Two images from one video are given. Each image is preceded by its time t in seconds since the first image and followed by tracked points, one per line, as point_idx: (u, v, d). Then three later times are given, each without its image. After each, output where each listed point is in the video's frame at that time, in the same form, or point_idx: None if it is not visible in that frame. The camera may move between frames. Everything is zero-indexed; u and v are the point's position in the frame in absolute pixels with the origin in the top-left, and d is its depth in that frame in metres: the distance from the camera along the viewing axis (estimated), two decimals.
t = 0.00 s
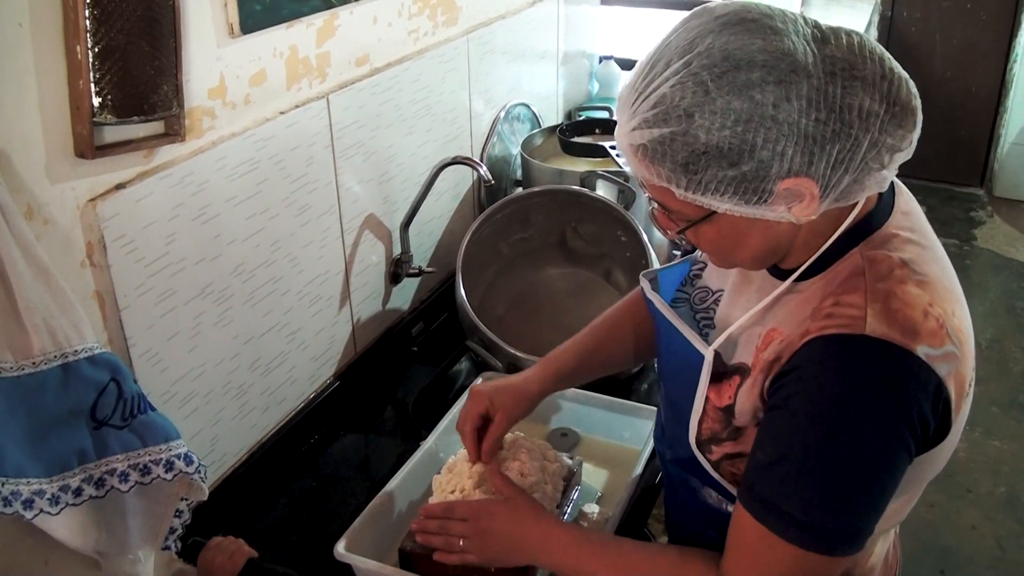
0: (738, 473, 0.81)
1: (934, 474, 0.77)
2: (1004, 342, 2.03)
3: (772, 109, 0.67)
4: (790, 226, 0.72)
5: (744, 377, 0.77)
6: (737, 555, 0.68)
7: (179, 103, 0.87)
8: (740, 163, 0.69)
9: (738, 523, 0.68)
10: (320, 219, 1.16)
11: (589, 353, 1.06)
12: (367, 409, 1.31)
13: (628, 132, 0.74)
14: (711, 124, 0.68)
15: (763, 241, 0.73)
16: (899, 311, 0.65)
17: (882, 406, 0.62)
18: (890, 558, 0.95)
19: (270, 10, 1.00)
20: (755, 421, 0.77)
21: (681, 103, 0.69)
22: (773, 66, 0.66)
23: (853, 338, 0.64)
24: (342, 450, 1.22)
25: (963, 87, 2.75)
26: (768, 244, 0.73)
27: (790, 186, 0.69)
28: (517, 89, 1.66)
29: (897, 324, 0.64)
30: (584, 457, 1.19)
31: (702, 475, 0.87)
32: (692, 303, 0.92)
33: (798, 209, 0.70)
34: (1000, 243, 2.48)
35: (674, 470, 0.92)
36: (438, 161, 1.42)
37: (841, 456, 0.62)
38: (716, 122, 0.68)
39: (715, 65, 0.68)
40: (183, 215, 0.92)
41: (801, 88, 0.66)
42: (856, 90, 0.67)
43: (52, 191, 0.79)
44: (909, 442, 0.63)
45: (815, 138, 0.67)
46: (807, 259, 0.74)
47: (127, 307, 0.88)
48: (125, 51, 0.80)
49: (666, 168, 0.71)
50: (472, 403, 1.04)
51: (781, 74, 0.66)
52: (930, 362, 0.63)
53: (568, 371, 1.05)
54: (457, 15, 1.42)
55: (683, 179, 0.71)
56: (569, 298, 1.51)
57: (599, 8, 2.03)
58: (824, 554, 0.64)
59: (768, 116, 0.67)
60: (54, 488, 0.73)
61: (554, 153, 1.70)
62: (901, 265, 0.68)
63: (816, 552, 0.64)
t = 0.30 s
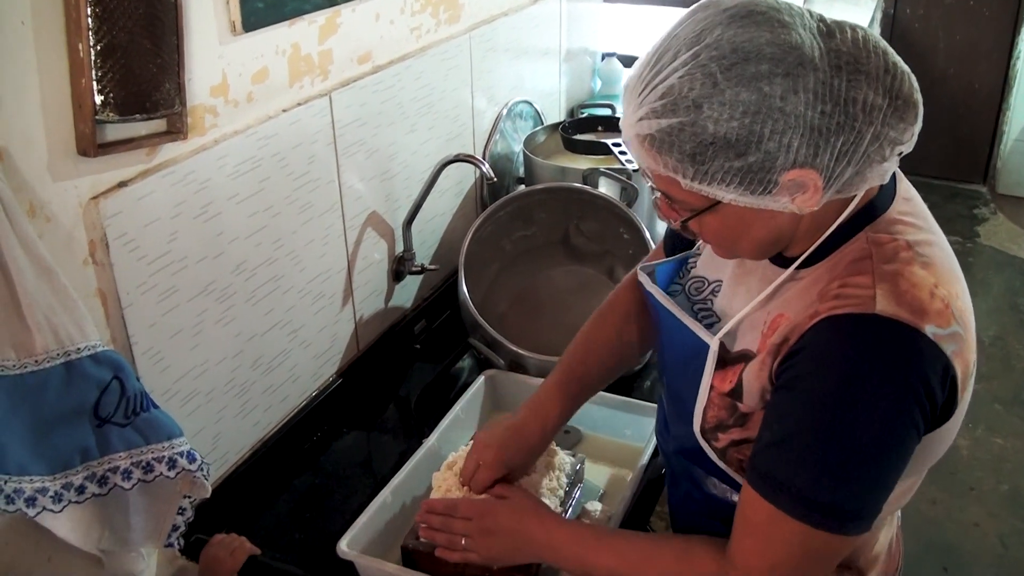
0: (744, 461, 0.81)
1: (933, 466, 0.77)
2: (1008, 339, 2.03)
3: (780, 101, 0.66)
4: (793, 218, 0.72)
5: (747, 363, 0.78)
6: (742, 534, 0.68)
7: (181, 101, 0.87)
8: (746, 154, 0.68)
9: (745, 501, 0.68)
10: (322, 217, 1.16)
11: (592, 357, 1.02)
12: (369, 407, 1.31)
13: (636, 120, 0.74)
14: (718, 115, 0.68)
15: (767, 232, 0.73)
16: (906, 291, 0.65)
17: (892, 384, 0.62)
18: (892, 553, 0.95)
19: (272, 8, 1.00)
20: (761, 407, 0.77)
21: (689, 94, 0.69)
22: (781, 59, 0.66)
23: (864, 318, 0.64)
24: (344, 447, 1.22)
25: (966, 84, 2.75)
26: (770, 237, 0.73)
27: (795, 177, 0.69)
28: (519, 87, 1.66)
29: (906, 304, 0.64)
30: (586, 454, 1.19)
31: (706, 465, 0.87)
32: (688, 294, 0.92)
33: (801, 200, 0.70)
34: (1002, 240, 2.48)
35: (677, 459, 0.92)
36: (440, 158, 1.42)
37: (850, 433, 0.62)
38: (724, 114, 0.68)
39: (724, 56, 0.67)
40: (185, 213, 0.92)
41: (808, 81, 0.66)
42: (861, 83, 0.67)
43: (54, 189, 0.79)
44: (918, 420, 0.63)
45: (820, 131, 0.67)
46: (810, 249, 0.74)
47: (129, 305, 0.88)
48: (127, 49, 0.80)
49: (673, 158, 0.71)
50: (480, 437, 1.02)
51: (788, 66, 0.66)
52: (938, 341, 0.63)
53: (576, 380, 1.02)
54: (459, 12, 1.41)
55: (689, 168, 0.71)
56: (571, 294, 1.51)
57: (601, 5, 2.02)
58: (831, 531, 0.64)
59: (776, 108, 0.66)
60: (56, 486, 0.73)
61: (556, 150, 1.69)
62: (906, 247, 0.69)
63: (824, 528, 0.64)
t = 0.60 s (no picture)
0: (751, 447, 0.82)
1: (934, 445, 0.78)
2: (1010, 335, 2.05)
3: (784, 84, 0.66)
4: (793, 201, 0.72)
5: (752, 349, 0.78)
6: (751, 519, 0.69)
7: (182, 100, 0.87)
8: (750, 137, 0.68)
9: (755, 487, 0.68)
10: (324, 215, 1.16)
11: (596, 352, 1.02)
12: (371, 404, 1.31)
13: (639, 107, 0.73)
14: (723, 99, 0.68)
15: (767, 217, 0.73)
16: (914, 271, 0.66)
17: (904, 360, 0.62)
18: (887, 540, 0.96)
19: (273, 7, 1.00)
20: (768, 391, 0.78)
21: (694, 79, 0.68)
22: (785, 42, 0.66)
23: (876, 299, 0.65)
24: (346, 445, 1.22)
25: (968, 80, 2.80)
26: (769, 223, 0.73)
27: (798, 161, 0.69)
28: (521, 84, 1.66)
29: (915, 284, 0.65)
30: (588, 452, 1.19)
31: (711, 456, 0.86)
32: (682, 286, 0.90)
33: (803, 183, 0.69)
34: (1003, 238, 2.51)
35: (676, 451, 0.91)
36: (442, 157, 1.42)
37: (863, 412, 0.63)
38: (729, 97, 0.68)
39: (727, 41, 0.67)
40: (187, 211, 0.92)
41: (811, 63, 0.66)
42: (862, 67, 0.67)
43: (55, 188, 0.79)
44: (930, 396, 0.63)
45: (823, 113, 0.67)
46: (810, 233, 0.74)
47: (131, 304, 0.88)
48: (129, 48, 0.80)
49: (677, 144, 0.71)
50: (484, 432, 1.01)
51: (792, 49, 0.66)
52: (946, 318, 0.64)
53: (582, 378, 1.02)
54: (460, 10, 1.41)
55: (693, 153, 0.71)
56: (572, 291, 1.51)
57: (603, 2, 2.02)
58: (845, 511, 0.65)
59: (779, 91, 0.66)
60: (58, 485, 0.73)
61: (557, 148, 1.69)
62: (907, 229, 0.69)
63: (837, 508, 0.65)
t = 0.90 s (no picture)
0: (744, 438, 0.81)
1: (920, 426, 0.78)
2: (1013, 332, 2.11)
3: (748, 70, 0.67)
4: (764, 188, 0.72)
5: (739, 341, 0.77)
6: (742, 501, 0.70)
7: (183, 99, 0.87)
8: (717, 122, 0.69)
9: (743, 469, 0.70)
10: (325, 213, 1.15)
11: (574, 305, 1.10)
12: (373, 402, 1.31)
13: (610, 94, 0.74)
14: (690, 84, 0.69)
15: (739, 203, 0.73)
16: (888, 250, 0.65)
17: (878, 338, 0.62)
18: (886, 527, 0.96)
19: (274, 5, 0.99)
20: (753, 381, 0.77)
21: (662, 65, 0.69)
22: (749, 29, 0.66)
23: (849, 280, 0.64)
24: (349, 443, 1.22)
25: (972, 76, 2.89)
26: (742, 209, 0.74)
27: (765, 146, 0.69)
28: (523, 82, 1.65)
29: (888, 262, 0.65)
30: (590, 450, 1.18)
31: (707, 450, 0.86)
32: (670, 283, 0.92)
33: (771, 169, 0.70)
34: (1006, 233, 2.57)
35: (672, 447, 0.91)
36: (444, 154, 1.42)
37: (843, 391, 0.63)
38: (695, 83, 0.68)
39: (694, 28, 0.68)
40: (188, 210, 0.92)
41: (776, 50, 0.66)
42: (827, 55, 0.68)
43: (56, 186, 0.79)
44: (908, 373, 0.63)
45: (788, 99, 0.68)
46: (788, 218, 0.75)
47: (133, 303, 0.88)
48: (129, 47, 0.80)
49: (647, 129, 0.72)
50: (459, 375, 1.11)
51: (757, 36, 0.66)
52: (923, 294, 0.64)
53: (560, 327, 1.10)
54: (462, 7, 1.41)
55: (662, 139, 0.71)
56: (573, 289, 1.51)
57: None
58: (835, 490, 0.66)
59: (744, 76, 0.67)
60: (59, 484, 0.73)
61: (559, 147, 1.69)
62: (880, 210, 0.69)
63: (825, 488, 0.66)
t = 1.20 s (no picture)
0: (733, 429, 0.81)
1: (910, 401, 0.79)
2: (1014, 330, 2.22)
3: (693, 53, 0.69)
4: (719, 175, 0.74)
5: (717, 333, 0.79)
6: (736, 491, 0.70)
7: (186, 98, 0.87)
8: (665, 104, 0.71)
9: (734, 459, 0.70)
10: (327, 212, 1.15)
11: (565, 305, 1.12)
12: (375, 402, 1.30)
13: (566, 83, 0.77)
14: (638, 68, 0.71)
15: (696, 192, 0.75)
16: (850, 226, 0.67)
17: (846, 311, 0.63)
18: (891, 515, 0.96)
19: (276, 3, 0.99)
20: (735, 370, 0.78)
21: (612, 49, 0.72)
22: (694, 14, 0.70)
23: (813, 257, 0.66)
24: (351, 442, 1.22)
25: (973, 75, 2.90)
26: (699, 199, 0.76)
27: (713, 129, 0.71)
28: (524, 81, 1.65)
29: (851, 238, 0.66)
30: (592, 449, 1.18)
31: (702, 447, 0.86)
32: (654, 288, 0.92)
33: (723, 154, 0.72)
34: (1009, 232, 2.69)
35: (668, 447, 0.91)
36: (446, 153, 1.41)
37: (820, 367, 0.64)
38: (643, 66, 0.71)
39: (642, 15, 0.71)
40: (190, 209, 0.92)
41: (720, 35, 0.69)
42: (773, 41, 0.70)
43: (59, 185, 0.79)
44: (882, 346, 0.64)
45: (734, 83, 0.70)
46: (749, 209, 0.77)
47: (134, 302, 0.87)
48: (132, 46, 0.79)
49: (599, 114, 0.74)
50: (488, 412, 1.09)
51: (701, 21, 0.69)
52: (889, 266, 0.65)
53: (562, 330, 1.12)
54: (464, 6, 1.41)
55: (614, 122, 0.74)
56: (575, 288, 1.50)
57: None
58: (823, 468, 0.66)
59: (689, 59, 0.69)
60: (62, 484, 0.73)
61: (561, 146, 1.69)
62: (841, 190, 0.71)
63: (815, 468, 0.66)
